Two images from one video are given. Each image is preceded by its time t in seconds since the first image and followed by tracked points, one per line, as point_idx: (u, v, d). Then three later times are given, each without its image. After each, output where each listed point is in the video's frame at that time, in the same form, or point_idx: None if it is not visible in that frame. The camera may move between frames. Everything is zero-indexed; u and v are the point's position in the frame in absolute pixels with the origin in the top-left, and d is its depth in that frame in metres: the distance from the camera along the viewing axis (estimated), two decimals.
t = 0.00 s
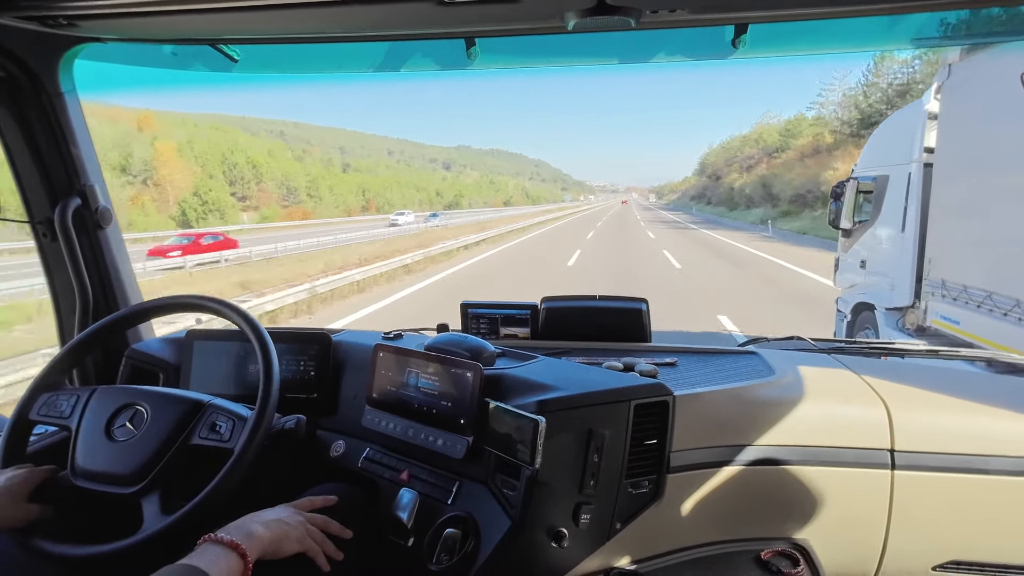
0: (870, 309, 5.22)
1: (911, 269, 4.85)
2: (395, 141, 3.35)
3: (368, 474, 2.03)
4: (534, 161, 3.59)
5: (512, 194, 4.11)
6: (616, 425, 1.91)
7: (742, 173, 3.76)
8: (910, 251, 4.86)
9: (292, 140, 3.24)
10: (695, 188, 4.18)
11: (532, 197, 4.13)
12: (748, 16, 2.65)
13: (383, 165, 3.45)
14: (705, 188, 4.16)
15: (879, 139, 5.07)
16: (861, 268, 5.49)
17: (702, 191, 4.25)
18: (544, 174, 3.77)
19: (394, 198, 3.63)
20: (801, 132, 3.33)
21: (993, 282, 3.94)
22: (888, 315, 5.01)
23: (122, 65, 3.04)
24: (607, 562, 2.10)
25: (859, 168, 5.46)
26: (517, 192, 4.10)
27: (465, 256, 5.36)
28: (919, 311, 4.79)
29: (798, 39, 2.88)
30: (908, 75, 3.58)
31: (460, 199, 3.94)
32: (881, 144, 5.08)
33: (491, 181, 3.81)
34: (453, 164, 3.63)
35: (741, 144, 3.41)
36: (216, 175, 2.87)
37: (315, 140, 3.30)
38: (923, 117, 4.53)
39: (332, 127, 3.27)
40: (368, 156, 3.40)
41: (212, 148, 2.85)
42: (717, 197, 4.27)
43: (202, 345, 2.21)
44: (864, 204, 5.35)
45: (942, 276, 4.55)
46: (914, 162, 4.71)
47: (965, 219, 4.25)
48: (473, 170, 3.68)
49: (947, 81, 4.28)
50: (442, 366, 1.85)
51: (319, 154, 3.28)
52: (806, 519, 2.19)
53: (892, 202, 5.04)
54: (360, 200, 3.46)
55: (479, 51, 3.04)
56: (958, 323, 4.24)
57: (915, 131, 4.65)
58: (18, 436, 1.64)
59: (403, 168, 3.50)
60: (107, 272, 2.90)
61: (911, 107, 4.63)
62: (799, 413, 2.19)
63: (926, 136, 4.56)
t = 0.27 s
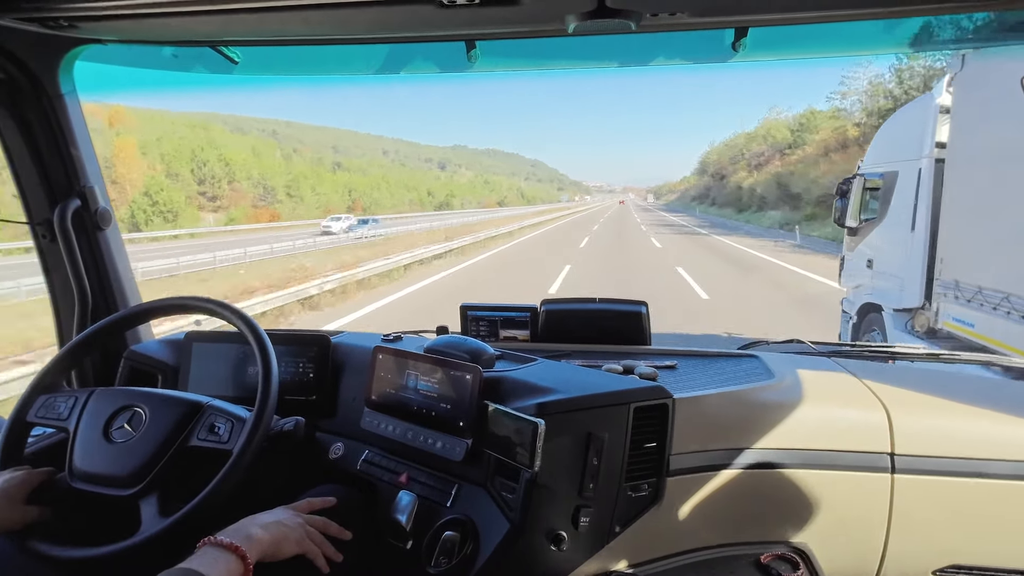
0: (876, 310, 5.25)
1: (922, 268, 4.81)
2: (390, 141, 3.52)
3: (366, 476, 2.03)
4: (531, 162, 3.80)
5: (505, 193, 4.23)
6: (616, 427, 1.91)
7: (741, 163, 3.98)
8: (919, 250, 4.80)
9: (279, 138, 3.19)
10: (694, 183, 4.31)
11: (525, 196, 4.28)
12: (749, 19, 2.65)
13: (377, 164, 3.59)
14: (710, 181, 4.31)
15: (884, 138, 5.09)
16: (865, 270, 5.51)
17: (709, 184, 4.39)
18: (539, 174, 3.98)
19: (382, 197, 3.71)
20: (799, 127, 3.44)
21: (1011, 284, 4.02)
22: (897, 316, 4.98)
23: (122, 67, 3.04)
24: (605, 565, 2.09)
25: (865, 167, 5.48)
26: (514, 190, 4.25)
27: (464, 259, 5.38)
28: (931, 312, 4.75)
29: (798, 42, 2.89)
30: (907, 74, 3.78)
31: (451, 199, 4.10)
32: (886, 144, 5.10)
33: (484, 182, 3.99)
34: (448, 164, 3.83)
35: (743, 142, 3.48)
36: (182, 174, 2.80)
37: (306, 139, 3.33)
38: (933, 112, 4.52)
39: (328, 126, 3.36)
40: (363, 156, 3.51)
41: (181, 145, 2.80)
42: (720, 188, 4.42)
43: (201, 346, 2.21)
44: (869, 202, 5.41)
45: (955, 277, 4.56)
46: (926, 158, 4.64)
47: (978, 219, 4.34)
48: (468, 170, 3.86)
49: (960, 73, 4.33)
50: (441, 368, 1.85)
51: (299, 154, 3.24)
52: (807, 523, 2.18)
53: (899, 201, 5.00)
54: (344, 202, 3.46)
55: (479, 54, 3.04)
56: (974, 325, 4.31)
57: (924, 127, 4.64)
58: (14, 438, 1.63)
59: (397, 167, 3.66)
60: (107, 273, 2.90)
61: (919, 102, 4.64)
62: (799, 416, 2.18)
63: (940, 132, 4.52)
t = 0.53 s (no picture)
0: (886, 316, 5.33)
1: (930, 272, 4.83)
2: (383, 139, 3.52)
3: (367, 467, 2.04)
4: (527, 163, 3.89)
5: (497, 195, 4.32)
6: (615, 419, 1.92)
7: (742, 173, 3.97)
8: (929, 254, 4.83)
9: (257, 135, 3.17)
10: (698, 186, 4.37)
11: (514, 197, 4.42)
12: (750, 10, 2.64)
13: (366, 165, 3.58)
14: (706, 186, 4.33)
15: (892, 140, 5.10)
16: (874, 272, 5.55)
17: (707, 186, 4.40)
18: (536, 173, 4.04)
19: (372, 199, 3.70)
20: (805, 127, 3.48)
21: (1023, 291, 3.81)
22: (904, 322, 5.07)
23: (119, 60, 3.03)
24: (604, 556, 2.10)
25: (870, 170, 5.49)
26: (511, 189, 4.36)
27: (463, 254, 5.39)
28: (940, 320, 4.81)
29: (798, 33, 2.88)
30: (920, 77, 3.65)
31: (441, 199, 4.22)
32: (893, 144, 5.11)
33: (478, 183, 4.07)
34: (443, 164, 3.87)
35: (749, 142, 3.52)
36: (144, 173, 2.79)
37: (299, 136, 3.33)
38: (943, 112, 4.49)
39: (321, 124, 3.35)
40: (355, 155, 3.50)
41: (147, 143, 2.79)
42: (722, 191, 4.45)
43: (200, 339, 2.22)
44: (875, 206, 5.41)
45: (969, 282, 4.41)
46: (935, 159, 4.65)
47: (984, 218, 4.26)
48: (463, 170, 3.94)
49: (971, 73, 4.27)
50: (441, 361, 1.86)
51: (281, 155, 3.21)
52: (805, 513, 2.20)
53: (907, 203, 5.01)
54: (327, 205, 3.42)
55: (478, 45, 3.03)
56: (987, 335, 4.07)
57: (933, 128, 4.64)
58: (16, 431, 1.64)
59: (391, 166, 3.71)
60: (106, 267, 2.90)
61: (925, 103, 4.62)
62: (797, 407, 2.20)
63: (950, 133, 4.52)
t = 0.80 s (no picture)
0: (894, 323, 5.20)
1: (943, 278, 4.69)
2: (379, 143, 3.74)
3: (366, 473, 2.03)
4: (523, 165, 3.86)
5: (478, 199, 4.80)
6: (616, 423, 1.91)
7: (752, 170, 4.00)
8: (940, 262, 4.71)
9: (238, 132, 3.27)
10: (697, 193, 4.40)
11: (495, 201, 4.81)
12: (750, 14, 2.65)
13: (364, 177, 4.21)
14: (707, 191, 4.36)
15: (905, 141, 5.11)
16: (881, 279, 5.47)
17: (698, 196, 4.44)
18: (532, 175, 3.99)
19: (365, 199, 4.24)
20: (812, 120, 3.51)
21: None
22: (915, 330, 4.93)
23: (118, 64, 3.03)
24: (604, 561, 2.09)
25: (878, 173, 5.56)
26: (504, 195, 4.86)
27: (462, 259, 5.39)
28: (955, 329, 4.65)
29: (797, 37, 2.88)
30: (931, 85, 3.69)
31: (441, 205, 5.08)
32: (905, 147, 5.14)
33: (472, 187, 4.74)
34: (437, 164, 4.00)
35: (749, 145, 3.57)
36: (107, 166, 2.89)
37: (295, 139, 3.57)
38: (956, 113, 4.49)
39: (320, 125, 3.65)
40: (350, 156, 3.86)
41: (113, 139, 2.87)
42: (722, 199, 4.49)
43: (200, 344, 2.21)
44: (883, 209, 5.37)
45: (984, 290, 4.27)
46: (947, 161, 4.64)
47: (1000, 222, 4.16)
48: (457, 170, 4.16)
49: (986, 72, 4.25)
50: (440, 365, 1.85)
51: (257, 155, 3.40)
52: (806, 518, 2.19)
53: (919, 206, 4.94)
54: (312, 206, 3.78)
55: (478, 50, 3.03)
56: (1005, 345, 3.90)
57: (944, 131, 4.65)
58: (17, 433, 1.62)
59: (381, 172, 4.17)
60: (105, 271, 2.89)
61: (940, 104, 4.65)
62: (798, 412, 2.19)
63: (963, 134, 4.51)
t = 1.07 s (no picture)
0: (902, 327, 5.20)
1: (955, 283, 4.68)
2: (373, 141, 3.71)
3: (365, 478, 2.03)
4: (520, 164, 3.87)
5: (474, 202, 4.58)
6: (615, 430, 1.91)
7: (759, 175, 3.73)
8: (951, 266, 4.69)
9: (230, 132, 3.20)
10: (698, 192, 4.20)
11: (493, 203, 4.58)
12: (751, 22, 2.66)
13: (354, 168, 3.78)
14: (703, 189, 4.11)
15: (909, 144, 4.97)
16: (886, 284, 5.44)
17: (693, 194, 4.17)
18: (529, 175, 4.06)
19: (357, 199, 3.82)
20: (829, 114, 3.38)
21: None
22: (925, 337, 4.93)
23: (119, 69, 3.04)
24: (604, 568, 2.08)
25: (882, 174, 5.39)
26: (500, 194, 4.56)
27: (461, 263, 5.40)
28: (967, 336, 4.66)
29: (796, 45, 2.89)
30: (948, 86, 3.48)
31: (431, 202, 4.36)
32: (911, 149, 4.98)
33: (466, 188, 4.33)
34: (433, 163, 3.98)
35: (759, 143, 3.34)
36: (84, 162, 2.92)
37: (287, 137, 3.46)
38: (970, 113, 4.32)
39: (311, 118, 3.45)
40: (343, 154, 3.68)
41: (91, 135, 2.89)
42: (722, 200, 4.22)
43: (199, 348, 2.21)
44: (889, 212, 5.27)
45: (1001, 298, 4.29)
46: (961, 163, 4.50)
47: (1015, 226, 4.17)
48: (453, 171, 4.07)
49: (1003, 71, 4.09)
50: (439, 371, 1.85)
51: (241, 155, 3.18)
52: (807, 527, 2.18)
53: (929, 209, 4.84)
54: (293, 206, 3.44)
55: (478, 56, 3.05)
56: None
57: (956, 132, 4.51)
58: (11, 443, 1.61)
59: (378, 171, 3.90)
60: (105, 275, 2.89)
61: (944, 106, 4.49)
62: (798, 419, 2.19)
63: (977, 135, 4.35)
